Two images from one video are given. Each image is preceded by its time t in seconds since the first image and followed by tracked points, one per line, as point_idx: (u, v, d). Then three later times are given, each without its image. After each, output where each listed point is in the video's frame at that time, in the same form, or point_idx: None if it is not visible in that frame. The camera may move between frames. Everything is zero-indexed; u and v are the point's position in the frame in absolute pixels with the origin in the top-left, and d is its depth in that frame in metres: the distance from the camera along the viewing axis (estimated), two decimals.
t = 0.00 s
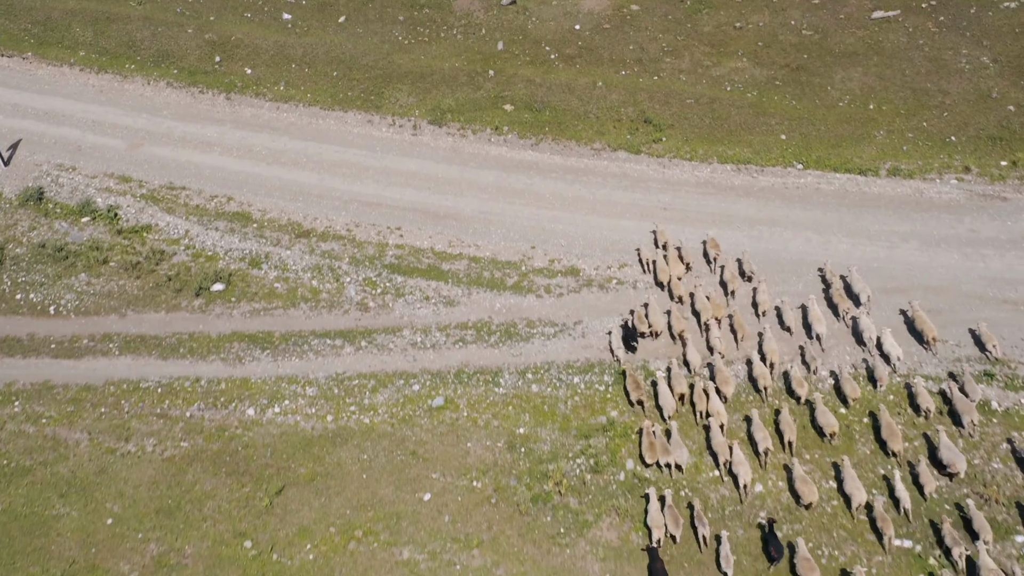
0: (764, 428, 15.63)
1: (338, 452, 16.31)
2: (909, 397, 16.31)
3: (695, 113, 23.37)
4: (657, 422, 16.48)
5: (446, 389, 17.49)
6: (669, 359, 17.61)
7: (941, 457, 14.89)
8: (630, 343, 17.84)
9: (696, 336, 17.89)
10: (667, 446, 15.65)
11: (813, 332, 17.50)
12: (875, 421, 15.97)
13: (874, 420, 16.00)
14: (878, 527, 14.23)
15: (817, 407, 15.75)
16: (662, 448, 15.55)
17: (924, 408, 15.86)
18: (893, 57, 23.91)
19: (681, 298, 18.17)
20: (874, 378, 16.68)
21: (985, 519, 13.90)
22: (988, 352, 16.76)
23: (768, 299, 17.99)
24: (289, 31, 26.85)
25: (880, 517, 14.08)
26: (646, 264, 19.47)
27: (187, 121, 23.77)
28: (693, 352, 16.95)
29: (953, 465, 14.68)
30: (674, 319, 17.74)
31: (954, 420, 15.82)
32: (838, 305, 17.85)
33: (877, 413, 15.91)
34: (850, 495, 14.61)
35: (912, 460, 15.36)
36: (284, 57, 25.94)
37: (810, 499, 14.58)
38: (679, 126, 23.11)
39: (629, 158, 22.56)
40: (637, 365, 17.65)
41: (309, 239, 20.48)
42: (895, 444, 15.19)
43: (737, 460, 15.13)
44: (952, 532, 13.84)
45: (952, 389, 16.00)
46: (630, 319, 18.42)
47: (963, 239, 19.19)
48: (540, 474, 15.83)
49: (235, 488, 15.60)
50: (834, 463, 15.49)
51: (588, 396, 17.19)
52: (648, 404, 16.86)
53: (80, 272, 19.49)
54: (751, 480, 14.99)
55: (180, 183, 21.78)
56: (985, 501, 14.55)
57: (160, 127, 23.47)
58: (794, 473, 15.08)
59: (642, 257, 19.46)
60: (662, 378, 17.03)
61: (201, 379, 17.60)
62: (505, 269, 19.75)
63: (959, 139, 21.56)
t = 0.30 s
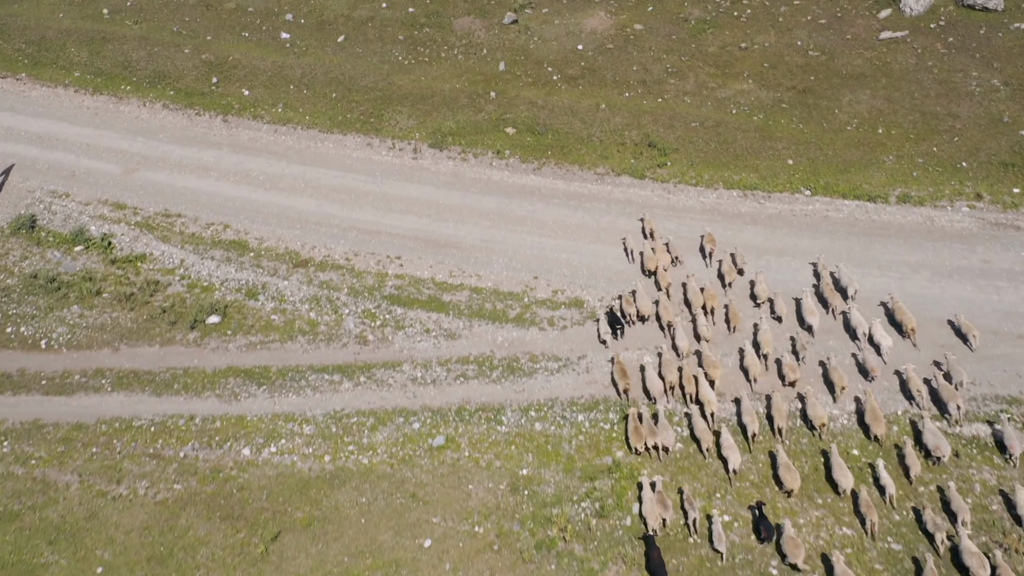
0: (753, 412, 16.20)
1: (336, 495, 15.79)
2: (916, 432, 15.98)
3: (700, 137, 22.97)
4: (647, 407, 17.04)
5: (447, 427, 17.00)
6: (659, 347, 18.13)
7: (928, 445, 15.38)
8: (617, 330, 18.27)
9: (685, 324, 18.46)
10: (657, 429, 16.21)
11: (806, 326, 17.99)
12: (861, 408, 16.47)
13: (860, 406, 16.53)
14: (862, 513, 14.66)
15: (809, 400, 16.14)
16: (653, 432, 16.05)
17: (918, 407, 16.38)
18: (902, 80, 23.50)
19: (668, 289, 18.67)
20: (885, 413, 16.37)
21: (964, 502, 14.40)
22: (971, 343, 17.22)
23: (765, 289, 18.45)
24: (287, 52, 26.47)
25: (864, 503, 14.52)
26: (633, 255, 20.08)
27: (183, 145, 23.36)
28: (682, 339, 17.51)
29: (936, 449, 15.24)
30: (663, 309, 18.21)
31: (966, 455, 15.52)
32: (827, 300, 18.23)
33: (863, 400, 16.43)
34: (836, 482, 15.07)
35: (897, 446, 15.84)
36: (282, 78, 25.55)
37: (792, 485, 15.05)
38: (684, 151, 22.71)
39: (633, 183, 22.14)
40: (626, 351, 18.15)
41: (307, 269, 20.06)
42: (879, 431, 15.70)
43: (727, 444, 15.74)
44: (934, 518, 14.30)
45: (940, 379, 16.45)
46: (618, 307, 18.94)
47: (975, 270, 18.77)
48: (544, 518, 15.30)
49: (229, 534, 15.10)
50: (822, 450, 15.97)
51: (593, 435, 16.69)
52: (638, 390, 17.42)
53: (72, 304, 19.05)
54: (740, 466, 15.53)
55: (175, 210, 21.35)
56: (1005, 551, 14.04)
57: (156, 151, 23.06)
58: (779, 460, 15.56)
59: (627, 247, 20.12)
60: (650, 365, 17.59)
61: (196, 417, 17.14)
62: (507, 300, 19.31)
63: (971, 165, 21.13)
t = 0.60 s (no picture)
0: (744, 397, 16.69)
1: (333, 530, 15.34)
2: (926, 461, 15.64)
3: (704, 156, 22.66)
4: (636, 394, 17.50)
5: (448, 459, 16.61)
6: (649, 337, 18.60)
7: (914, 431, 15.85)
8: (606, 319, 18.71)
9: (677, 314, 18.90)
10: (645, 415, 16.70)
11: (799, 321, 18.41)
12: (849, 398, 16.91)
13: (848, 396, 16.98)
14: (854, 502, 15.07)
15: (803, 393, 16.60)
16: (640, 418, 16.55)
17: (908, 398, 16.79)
18: (909, 98, 23.19)
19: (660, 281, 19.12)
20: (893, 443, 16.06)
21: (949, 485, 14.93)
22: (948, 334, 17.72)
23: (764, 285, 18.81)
24: (286, 68, 26.16)
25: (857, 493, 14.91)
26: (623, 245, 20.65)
27: (180, 165, 23.04)
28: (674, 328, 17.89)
29: (925, 437, 15.56)
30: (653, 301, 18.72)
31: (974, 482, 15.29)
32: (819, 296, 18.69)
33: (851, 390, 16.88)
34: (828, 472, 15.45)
35: (884, 434, 16.30)
36: (281, 95, 25.25)
37: (780, 473, 15.47)
38: (688, 171, 22.39)
39: (636, 204, 21.81)
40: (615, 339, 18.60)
41: (305, 293, 19.72)
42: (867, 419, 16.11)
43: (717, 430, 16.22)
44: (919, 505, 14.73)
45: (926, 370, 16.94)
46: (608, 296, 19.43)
47: (986, 297, 18.45)
48: (547, 555, 14.88)
49: (224, 572, 14.67)
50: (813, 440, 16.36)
51: (596, 468, 16.31)
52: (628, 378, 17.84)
53: (66, 330, 18.71)
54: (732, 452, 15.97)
55: (172, 232, 21.03)
56: None
57: (152, 171, 22.74)
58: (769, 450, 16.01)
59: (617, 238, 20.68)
60: (641, 354, 18.07)
61: (191, 448, 16.76)
62: (509, 326, 18.96)
63: (980, 187, 20.81)
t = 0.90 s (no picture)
0: (734, 385, 17.15)
1: None
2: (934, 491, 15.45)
3: (709, 181, 22.26)
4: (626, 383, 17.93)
5: (448, 500, 16.15)
6: (641, 330, 19.02)
7: (900, 422, 16.31)
8: (597, 312, 19.14)
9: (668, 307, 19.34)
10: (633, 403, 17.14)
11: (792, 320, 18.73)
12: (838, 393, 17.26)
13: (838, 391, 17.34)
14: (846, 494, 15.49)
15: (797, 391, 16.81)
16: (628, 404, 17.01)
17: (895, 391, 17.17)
18: (917, 121, 22.82)
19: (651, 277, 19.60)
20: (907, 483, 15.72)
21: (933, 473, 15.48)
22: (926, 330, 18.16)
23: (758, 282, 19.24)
24: (284, 88, 25.78)
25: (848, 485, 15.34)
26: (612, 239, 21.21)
27: (176, 190, 22.64)
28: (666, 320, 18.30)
29: (908, 427, 16.10)
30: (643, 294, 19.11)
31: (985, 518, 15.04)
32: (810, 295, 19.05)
33: (840, 384, 17.24)
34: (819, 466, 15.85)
35: (872, 426, 16.71)
36: (278, 116, 24.87)
37: (771, 464, 15.89)
38: (692, 196, 22.00)
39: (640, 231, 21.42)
40: (606, 332, 19.04)
41: (303, 323, 19.31)
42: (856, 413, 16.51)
43: (708, 417, 16.64)
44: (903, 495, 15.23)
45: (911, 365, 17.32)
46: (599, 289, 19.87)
47: (999, 330, 18.07)
48: None
49: None
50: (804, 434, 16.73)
51: (601, 510, 15.87)
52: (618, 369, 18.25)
53: (58, 364, 18.29)
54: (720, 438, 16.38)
55: (167, 260, 20.62)
56: None
57: (148, 196, 22.34)
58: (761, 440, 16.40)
59: (605, 229, 21.25)
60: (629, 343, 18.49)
61: (185, 488, 16.30)
62: (511, 359, 18.53)
63: (991, 214, 20.43)
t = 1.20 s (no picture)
0: (726, 375, 17.56)
1: None
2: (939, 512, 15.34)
3: (713, 201, 21.97)
4: (617, 374, 18.31)
5: (448, 534, 15.73)
6: (633, 323, 19.45)
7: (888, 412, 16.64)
8: (591, 307, 19.66)
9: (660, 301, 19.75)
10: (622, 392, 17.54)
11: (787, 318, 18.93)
12: (829, 386, 17.62)
13: (829, 384, 17.70)
14: (840, 484, 15.86)
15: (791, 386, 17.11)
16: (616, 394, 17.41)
17: (884, 384, 17.52)
18: (924, 140, 22.53)
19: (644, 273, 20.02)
20: (918, 515, 15.37)
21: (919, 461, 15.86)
22: (910, 324, 18.52)
23: (752, 277, 19.60)
24: (282, 105, 25.49)
25: (840, 475, 15.70)
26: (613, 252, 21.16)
27: (173, 210, 22.33)
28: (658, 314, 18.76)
29: (897, 418, 16.41)
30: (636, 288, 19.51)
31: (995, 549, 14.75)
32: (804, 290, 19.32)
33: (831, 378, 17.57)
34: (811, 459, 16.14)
35: (861, 418, 17.07)
36: (276, 134, 24.58)
37: (767, 457, 16.19)
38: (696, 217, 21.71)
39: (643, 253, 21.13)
40: (599, 325, 19.43)
41: (301, 349, 18.97)
42: (846, 405, 16.85)
43: (700, 406, 17.00)
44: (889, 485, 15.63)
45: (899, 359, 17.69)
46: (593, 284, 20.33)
47: (1009, 357, 17.76)
48: None
49: None
50: (796, 426, 17.08)
51: (605, 544, 15.47)
52: (610, 361, 18.64)
53: (51, 391, 17.96)
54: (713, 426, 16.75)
55: (163, 283, 20.31)
56: None
57: (144, 216, 22.03)
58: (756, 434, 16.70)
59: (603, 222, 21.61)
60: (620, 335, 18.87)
61: (180, 521, 15.92)
62: (512, 386, 18.19)
63: (1000, 236, 20.12)
